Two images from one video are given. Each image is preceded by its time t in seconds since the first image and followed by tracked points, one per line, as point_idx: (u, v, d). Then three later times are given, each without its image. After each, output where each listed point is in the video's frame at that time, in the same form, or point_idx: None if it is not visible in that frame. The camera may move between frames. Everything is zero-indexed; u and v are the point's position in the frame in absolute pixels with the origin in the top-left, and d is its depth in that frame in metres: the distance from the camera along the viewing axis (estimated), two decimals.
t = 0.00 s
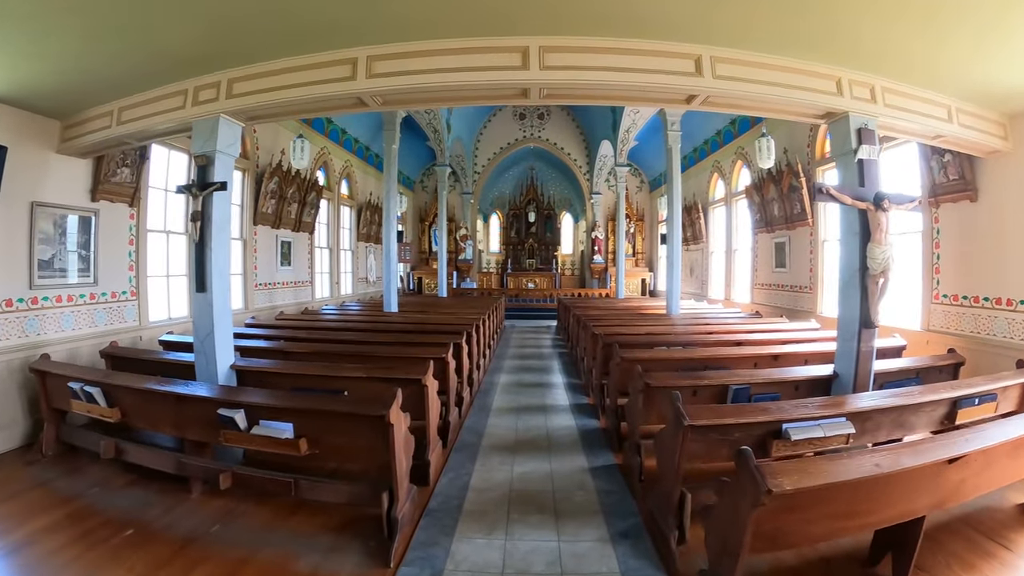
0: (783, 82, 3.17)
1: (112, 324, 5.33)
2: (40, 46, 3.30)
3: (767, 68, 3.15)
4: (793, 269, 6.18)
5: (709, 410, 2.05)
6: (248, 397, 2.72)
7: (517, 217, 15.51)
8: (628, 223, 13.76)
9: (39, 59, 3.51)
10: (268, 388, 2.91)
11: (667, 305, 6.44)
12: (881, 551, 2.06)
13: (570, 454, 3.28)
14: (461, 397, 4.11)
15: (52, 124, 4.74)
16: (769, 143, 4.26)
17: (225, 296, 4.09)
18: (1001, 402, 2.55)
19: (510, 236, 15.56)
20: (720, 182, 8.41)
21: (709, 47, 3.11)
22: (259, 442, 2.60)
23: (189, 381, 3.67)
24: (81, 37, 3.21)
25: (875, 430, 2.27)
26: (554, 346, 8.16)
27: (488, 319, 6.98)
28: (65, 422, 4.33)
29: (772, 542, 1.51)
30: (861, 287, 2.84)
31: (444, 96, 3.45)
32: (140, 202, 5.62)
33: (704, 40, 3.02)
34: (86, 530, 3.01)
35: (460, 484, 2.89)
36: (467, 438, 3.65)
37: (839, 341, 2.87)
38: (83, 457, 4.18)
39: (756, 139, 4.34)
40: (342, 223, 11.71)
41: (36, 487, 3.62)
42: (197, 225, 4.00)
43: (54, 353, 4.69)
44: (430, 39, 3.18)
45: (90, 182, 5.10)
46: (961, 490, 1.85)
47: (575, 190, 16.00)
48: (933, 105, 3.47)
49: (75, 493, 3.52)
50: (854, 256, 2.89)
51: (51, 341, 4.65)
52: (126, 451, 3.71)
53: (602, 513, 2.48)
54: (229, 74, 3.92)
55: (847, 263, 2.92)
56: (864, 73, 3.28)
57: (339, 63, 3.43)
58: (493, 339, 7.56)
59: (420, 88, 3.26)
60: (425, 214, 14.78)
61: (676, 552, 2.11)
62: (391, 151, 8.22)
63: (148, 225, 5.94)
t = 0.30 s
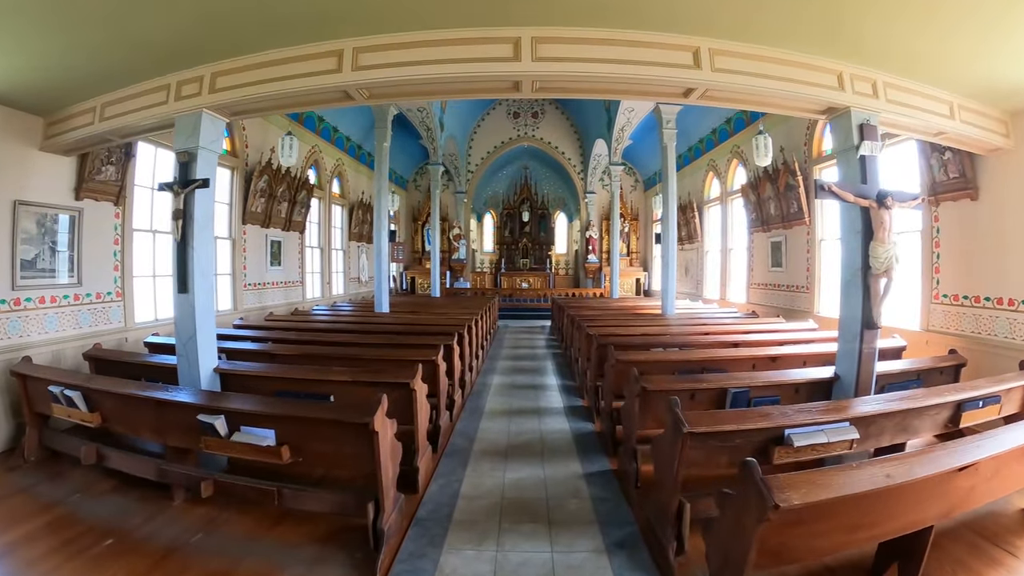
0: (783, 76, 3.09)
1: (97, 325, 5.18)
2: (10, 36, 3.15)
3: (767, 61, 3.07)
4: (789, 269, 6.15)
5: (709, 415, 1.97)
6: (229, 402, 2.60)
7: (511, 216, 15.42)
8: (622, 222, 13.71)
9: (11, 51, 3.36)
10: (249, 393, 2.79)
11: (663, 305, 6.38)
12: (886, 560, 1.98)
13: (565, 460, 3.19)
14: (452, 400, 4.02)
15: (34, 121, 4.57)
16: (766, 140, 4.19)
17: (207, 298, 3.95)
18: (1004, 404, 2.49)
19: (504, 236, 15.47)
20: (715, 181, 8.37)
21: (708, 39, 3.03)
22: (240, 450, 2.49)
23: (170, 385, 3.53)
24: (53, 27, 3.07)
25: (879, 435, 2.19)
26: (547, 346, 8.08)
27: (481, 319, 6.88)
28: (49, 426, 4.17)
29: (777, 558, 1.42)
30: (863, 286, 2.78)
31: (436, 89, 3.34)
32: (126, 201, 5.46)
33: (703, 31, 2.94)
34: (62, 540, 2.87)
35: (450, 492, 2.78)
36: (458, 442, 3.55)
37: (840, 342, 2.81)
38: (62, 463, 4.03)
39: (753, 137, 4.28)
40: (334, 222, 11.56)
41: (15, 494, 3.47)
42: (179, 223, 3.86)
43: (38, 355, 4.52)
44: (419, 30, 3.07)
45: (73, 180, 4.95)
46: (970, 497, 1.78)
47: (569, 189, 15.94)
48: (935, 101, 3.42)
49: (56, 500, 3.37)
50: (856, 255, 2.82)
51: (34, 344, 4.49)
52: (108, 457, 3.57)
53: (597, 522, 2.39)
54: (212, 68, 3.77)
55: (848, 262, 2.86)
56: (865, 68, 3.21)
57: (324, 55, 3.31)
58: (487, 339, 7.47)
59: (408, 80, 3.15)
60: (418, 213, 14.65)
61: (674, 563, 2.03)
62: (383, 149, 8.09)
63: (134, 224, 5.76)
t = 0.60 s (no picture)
0: (782, 71, 3.01)
1: (81, 327, 5.00)
2: None
3: (766, 55, 2.99)
4: (786, 269, 6.10)
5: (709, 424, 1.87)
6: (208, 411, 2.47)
7: (505, 216, 15.31)
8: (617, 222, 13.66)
9: None
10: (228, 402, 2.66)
11: (658, 307, 6.29)
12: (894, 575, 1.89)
13: (558, 467, 3.09)
14: (442, 405, 3.90)
15: (15, 118, 4.40)
16: (764, 138, 4.10)
17: (188, 301, 3.81)
18: (1009, 408, 2.42)
19: (498, 236, 15.37)
20: (710, 180, 8.32)
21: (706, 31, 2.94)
22: (217, 461, 2.36)
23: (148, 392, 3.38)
24: (22, 17, 2.91)
25: (883, 443, 2.11)
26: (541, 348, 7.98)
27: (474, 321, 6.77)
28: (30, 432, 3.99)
29: None
30: (866, 287, 2.71)
31: (427, 84, 3.22)
32: (110, 201, 5.29)
33: (701, 23, 2.85)
34: (32, 555, 2.72)
35: (438, 503, 2.67)
36: (447, 450, 3.43)
37: (843, 345, 2.74)
38: (37, 470, 3.86)
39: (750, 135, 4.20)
40: (325, 222, 11.39)
41: None
42: (158, 224, 3.71)
43: (18, 359, 4.36)
44: (406, 21, 2.95)
45: (56, 179, 4.77)
46: (980, 510, 1.70)
47: (563, 189, 15.85)
48: (939, 99, 3.36)
49: (36, 509, 3.20)
50: (859, 256, 2.75)
51: (14, 347, 4.32)
52: (87, 465, 3.42)
53: (591, 535, 2.29)
54: (192, 62, 3.62)
55: (851, 263, 2.79)
56: (868, 63, 3.14)
57: (307, 48, 3.19)
58: (479, 341, 7.35)
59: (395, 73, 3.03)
60: (411, 212, 14.51)
61: None
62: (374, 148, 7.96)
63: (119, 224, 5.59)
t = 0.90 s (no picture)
0: (784, 63, 2.93)
1: (64, 329, 4.82)
2: None
3: (767, 47, 2.91)
4: (783, 269, 6.05)
5: (713, 431, 1.79)
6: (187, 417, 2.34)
7: (498, 215, 15.20)
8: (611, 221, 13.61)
9: None
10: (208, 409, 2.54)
11: (653, 307, 6.22)
12: None
13: (551, 474, 2.99)
14: (433, 408, 3.79)
15: None
16: (762, 136, 4.04)
17: (169, 301, 3.67)
18: (1015, 412, 2.36)
19: (492, 235, 15.26)
20: (706, 179, 8.28)
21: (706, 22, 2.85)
22: (196, 471, 2.24)
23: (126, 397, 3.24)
24: None
25: (890, 448, 2.04)
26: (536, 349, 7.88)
27: (467, 321, 6.66)
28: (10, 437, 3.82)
29: None
30: (871, 286, 2.64)
31: (419, 75, 3.11)
32: (95, 199, 5.11)
33: (701, 12, 2.76)
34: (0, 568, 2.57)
35: (428, 512, 2.56)
36: (438, 456, 3.32)
37: (848, 347, 2.68)
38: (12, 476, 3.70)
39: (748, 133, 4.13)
40: (316, 221, 11.23)
41: None
42: (138, 221, 3.57)
43: None
44: (393, 9, 2.84)
45: (39, 176, 4.59)
46: (992, 522, 1.62)
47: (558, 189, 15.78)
48: (943, 95, 3.31)
49: (14, 517, 3.03)
50: (864, 254, 2.69)
51: None
52: (67, 472, 3.27)
53: (587, 547, 2.20)
54: (174, 54, 3.47)
55: (856, 262, 2.72)
56: (873, 57, 3.08)
57: (291, 38, 3.06)
58: (472, 341, 7.24)
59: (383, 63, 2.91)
60: (404, 211, 14.37)
61: None
62: (365, 144, 7.82)
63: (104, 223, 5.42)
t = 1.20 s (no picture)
0: (791, 53, 2.85)
1: (47, 329, 4.65)
2: None
3: (773, 36, 2.84)
4: (782, 267, 6.01)
5: (725, 437, 1.70)
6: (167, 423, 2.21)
7: (493, 214, 15.09)
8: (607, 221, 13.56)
9: None
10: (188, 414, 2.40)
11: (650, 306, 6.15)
12: None
13: (551, 480, 2.90)
14: (427, 411, 3.68)
15: None
16: (763, 131, 3.97)
17: (151, 300, 3.52)
18: None
19: (486, 234, 15.14)
20: (703, 177, 8.24)
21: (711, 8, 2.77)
22: (175, 480, 2.11)
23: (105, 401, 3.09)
24: None
25: (903, 452, 1.97)
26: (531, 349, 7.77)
27: (461, 321, 6.55)
28: None
29: None
30: (882, 284, 2.57)
31: (415, 63, 2.99)
32: (80, 195, 4.93)
33: None
34: None
35: (422, 521, 2.45)
36: (433, 461, 3.21)
37: (857, 347, 2.61)
38: None
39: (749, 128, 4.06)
40: (308, 219, 11.05)
41: None
42: (118, 216, 3.41)
43: None
44: None
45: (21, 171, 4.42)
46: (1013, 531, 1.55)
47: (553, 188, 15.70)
48: (950, 89, 3.25)
49: None
50: (873, 251, 2.62)
51: None
52: (46, 479, 3.13)
53: (590, 558, 2.10)
54: (157, 42, 3.31)
55: (865, 258, 2.65)
56: (882, 48, 3.01)
57: (278, 23, 2.94)
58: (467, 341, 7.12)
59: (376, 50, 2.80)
60: (398, 210, 14.22)
61: None
62: (358, 141, 7.68)
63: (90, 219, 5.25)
